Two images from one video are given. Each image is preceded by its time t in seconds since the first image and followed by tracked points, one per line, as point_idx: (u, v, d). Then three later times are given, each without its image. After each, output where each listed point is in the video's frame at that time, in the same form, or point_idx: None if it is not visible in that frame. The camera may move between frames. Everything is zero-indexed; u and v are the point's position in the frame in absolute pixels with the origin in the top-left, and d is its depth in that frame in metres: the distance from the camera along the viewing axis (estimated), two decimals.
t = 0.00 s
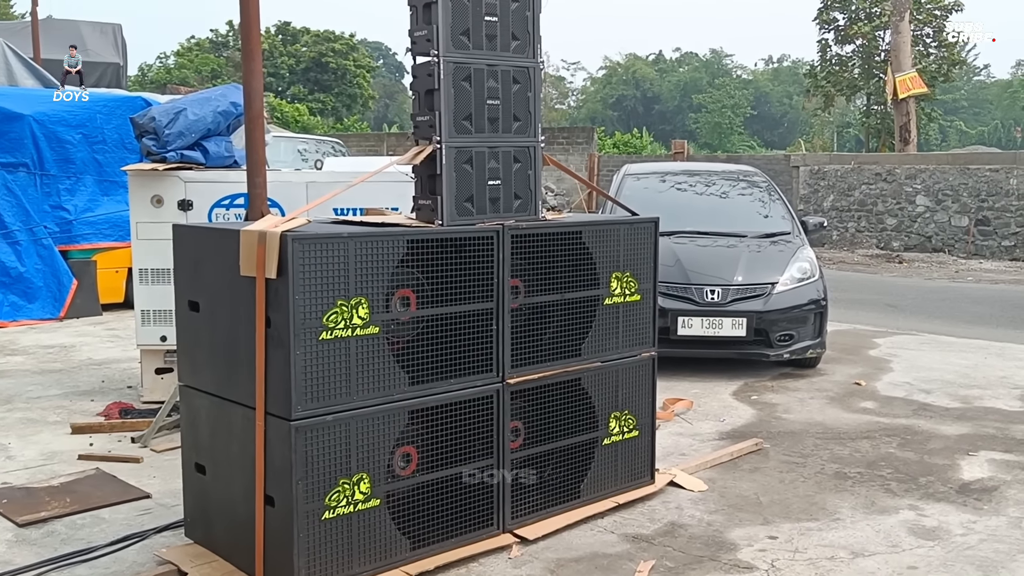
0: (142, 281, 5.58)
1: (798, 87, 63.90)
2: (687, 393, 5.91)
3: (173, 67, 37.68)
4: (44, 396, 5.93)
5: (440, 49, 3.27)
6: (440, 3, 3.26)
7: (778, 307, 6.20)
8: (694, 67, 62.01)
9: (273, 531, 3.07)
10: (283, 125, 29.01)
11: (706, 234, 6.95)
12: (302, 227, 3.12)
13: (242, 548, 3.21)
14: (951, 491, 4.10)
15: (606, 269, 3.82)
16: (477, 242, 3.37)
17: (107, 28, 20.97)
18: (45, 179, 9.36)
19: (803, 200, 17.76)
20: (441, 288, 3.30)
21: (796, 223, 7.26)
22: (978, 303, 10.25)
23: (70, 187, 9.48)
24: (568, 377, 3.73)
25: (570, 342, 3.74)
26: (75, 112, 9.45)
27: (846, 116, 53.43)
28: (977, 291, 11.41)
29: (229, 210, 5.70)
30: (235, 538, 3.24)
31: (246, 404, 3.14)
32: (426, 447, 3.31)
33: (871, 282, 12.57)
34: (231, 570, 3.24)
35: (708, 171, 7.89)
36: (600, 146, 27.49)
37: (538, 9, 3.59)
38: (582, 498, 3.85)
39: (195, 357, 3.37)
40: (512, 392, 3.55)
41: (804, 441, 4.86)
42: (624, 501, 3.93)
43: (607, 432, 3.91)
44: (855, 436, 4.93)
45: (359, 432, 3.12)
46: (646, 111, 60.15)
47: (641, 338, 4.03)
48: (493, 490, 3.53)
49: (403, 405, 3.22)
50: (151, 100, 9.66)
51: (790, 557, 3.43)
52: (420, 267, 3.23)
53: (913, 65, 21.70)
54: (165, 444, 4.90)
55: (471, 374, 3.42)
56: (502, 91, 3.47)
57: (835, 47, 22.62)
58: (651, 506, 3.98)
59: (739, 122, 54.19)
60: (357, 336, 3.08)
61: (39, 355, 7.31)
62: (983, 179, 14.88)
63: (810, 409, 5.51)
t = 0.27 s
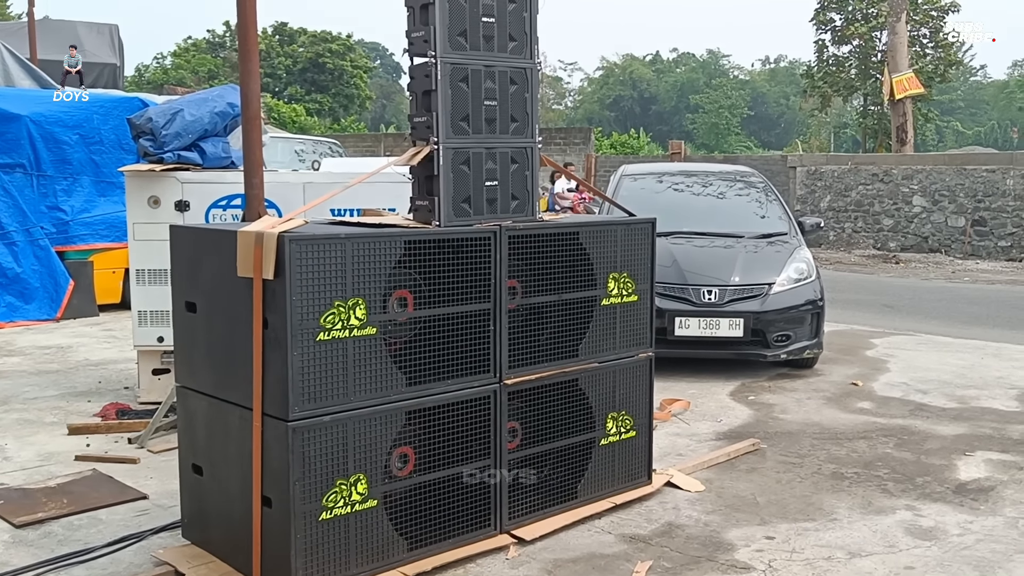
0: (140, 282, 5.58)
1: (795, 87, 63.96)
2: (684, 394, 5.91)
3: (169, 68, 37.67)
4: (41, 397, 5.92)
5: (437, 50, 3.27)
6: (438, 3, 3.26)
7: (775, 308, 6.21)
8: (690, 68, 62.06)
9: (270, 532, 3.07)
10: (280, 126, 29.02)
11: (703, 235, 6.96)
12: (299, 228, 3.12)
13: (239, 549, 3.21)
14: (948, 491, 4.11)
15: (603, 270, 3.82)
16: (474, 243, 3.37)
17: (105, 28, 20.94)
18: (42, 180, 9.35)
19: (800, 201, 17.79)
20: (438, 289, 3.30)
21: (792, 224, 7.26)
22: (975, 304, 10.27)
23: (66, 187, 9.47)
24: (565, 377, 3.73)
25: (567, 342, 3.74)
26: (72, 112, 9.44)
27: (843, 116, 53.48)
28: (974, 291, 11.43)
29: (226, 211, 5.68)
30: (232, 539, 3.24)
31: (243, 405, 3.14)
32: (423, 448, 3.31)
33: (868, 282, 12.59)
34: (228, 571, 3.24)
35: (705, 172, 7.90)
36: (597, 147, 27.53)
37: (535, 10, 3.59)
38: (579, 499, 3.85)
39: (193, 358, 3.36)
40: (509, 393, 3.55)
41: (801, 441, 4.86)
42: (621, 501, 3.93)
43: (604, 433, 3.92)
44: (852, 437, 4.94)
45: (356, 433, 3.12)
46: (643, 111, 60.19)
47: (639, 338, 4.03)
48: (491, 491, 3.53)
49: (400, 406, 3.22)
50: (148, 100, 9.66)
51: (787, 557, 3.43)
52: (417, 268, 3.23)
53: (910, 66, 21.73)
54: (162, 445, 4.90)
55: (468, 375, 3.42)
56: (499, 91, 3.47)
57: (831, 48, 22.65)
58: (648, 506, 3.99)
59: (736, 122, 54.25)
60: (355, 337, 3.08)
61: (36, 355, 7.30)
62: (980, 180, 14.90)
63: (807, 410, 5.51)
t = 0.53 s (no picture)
0: (125, 282, 5.55)
1: (781, 88, 64.21)
2: (671, 394, 5.93)
3: (155, 66, 37.49)
4: (25, 398, 5.88)
5: (424, 50, 3.27)
6: (425, 3, 3.25)
7: (762, 308, 6.23)
8: (678, 68, 62.23)
9: (257, 533, 3.06)
10: (267, 125, 28.93)
11: (690, 235, 6.98)
12: (286, 228, 3.11)
13: (225, 550, 3.19)
14: (933, 490, 4.13)
15: (591, 270, 3.83)
16: (461, 243, 3.37)
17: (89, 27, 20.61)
18: (26, 179, 9.29)
19: (787, 201, 17.86)
20: (425, 289, 3.29)
21: (779, 224, 7.29)
22: (960, 304, 10.33)
23: (51, 186, 9.42)
24: (553, 377, 3.73)
25: (555, 342, 3.74)
26: (57, 111, 9.39)
27: (829, 116, 53.74)
28: (959, 291, 11.50)
29: (212, 211, 5.67)
30: (218, 540, 3.22)
31: (229, 405, 3.12)
32: (410, 448, 3.30)
33: (854, 282, 12.65)
34: (214, 572, 3.23)
35: (692, 172, 7.92)
36: (585, 147, 27.58)
37: (523, 10, 3.59)
38: (566, 499, 3.86)
39: (179, 358, 3.35)
40: (496, 393, 3.55)
41: (787, 441, 4.88)
42: (608, 501, 3.94)
43: (591, 433, 3.92)
44: (838, 436, 4.96)
45: (343, 434, 3.11)
46: (630, 111, 60.30)
47: (626, 338, 4.04)
48: (478, 491, 3.53)
49: (387, 406, 3.21)
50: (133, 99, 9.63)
51: (774, 557, 3.44)
52: (404, 268, 3.23)
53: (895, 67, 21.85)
54: (148, 445, 4.87)
55: (455, 375, 3.42)
56: (486, 91, 3.47)
57: (818, 49, 22.74)
58: (635, 506, 3.99)
59: (723, 122, 54.42)
60: (341, 337, 3.07)
61: (20, 356, 7.25)
62: (965, 180, 14.99)
63: (793, 409, 5.53)
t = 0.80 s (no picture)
0: (96, 281, 5.49)
1: (755, 88, 64.68)
2: (646, 393, 5.96)
3: (126, 63, 37.07)
4: None
5: (399, 49, 3.26)
6: (400, 3, 3.25)
7: (735, 307, 6.28)
8: (652, 69, 62.50)
9: (231, 534, 3.04)
10: (240, 123, 28.72)
11: (664, 234, 7.02)
12: (260, 227, 3.09)
13: (199, 551, 3.17)
14: (904, 488, 4.18)
15: (566, 269, 3.84)
16: (436, 242, 3.37)
17: (57, 22, 18.78)
18: None
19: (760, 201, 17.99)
20: (400, 288, 3.29)
21: (752, 224, 7.34)
22: (930, 303, 10.47)
23: (20, 185, 9.29)
24: (528, 376, 3.74)
25: (530, 342, 3.75)
26: (26, 108, 9.25)
27: (802, 116, 54.21)
28: (929, 290, 11.65)
29: (185, 210, 5.64)
30: (192, 541, 3.20)
31: (203, 406, 3.10)
32: (385, 448, 3.30)
33: (826, 282, 12.77)
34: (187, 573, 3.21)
35: (667, 172, 7.96)
36: (560, 147, 27.64)
37: (497, 9, 3.59)
38: (541, 498, 3.87)
39: (151, 358, 3.32)
40: (471, 393, 3.55)
41: (760, 439, 4.92)
42: (583, 500, 3.95)
43: (566, 432, 3.94)
44: (811, 435, 5.01)
45: (317, 434, 3.10)
46: (605, 111, 60.46)
47: (601, 338, 4.05)
48: (453, 490, 3.53)
49: (362, 406, 3.21)
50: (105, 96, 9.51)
51: (748, 554, 3.47)
52: (379, 268, 3.22)
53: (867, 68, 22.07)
54: (120, 446, 4.83)
55: (431, 374, 3.42)
56: (461, 91, 3.47)
57: (791, 50, 22.93)
58: (610, 504, 4.01)
59: (697, 122, 54.72)
60: (316, 337, 3.06)
61: None
62: (935, 181, 15.18)
63: (766, 408, 5.58)
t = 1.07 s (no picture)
0: (60, 279, 5.41)
1: (723, 88, 65.20)
2: (616, 391, 5.98)
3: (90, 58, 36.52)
4: None
5: (370, 47, 3.25)
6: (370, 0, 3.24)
7: (705, 305, 6.32)
8: (622, 68, 62.77)
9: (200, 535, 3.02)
10: (206, 120, 28.41)
11: (634, 233, 7.05)
12: (229, 225, 3.06)
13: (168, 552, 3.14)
14: (871, 484, 4.24)
15: (537, 267, 3.84)
16: (408, 241, 3.36)
17: (24, 18, 17.56)
18: None
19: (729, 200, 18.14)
20: (372, 286, 3.27)
21: (721, 223, 7.40)
22: (895, 301, 10.62)
23: None
24: (499, 375, 3.74)
25: (501, 340, 3.75)
26: None
27: (769, 116, 54.72)
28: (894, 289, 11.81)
29: (152, 207, 5.55)
30: (160, 543, 3.16)
31: (172, 405, 3.07)
32: (356, 448, 3.28)
33: (793, 280, 12.90)
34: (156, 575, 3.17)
35: (637, 171, 8.00)
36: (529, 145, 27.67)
37: (469, 7, 3.59)
38: (512, 496, 3.87)
39: (118, 357, 3.28)
40: (443, 391, 3.55)
41: (730, 437, 4.97)
42: (554, 498, 3.96)
43: (538, 430, 3.94)
44: (780, 432, 5.06)
45: (288, 433, 3.08)
46: (575, 110, 60.60)
47: (572, 336, 4.06)
48: (425, 489, 3.52)
49: (333, 405, 3.19)
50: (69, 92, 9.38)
51: (718, 551, 3.50)
52: (350, 266, 3.20)
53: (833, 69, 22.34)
54: (86, 446, 4.76)
55: (402, 373, 3.41)
56: (432, 89, 3.46)
57: (758, 50, 23.14)
58: (582, 502, 4.02)
59: (665, 121, 55.04)
60: (286, 335, 3.04)
61: None
62: (900, 181, 15.40)
63: (736, 405, 5.63)
